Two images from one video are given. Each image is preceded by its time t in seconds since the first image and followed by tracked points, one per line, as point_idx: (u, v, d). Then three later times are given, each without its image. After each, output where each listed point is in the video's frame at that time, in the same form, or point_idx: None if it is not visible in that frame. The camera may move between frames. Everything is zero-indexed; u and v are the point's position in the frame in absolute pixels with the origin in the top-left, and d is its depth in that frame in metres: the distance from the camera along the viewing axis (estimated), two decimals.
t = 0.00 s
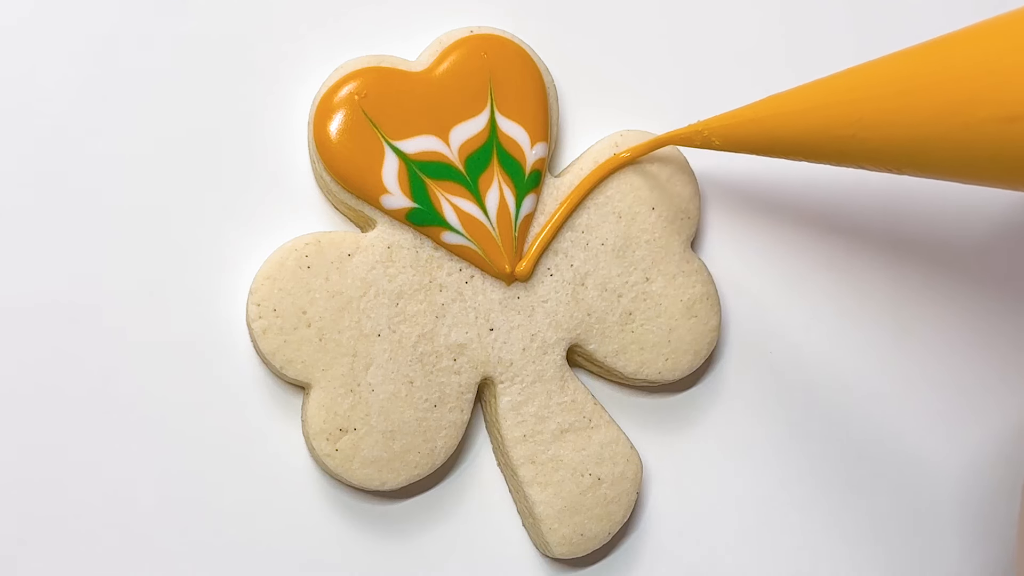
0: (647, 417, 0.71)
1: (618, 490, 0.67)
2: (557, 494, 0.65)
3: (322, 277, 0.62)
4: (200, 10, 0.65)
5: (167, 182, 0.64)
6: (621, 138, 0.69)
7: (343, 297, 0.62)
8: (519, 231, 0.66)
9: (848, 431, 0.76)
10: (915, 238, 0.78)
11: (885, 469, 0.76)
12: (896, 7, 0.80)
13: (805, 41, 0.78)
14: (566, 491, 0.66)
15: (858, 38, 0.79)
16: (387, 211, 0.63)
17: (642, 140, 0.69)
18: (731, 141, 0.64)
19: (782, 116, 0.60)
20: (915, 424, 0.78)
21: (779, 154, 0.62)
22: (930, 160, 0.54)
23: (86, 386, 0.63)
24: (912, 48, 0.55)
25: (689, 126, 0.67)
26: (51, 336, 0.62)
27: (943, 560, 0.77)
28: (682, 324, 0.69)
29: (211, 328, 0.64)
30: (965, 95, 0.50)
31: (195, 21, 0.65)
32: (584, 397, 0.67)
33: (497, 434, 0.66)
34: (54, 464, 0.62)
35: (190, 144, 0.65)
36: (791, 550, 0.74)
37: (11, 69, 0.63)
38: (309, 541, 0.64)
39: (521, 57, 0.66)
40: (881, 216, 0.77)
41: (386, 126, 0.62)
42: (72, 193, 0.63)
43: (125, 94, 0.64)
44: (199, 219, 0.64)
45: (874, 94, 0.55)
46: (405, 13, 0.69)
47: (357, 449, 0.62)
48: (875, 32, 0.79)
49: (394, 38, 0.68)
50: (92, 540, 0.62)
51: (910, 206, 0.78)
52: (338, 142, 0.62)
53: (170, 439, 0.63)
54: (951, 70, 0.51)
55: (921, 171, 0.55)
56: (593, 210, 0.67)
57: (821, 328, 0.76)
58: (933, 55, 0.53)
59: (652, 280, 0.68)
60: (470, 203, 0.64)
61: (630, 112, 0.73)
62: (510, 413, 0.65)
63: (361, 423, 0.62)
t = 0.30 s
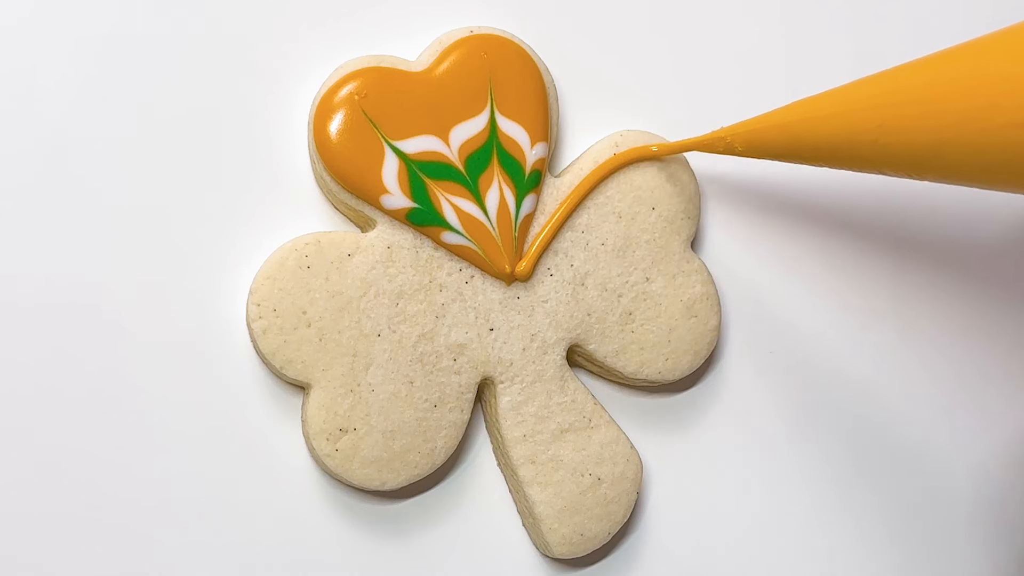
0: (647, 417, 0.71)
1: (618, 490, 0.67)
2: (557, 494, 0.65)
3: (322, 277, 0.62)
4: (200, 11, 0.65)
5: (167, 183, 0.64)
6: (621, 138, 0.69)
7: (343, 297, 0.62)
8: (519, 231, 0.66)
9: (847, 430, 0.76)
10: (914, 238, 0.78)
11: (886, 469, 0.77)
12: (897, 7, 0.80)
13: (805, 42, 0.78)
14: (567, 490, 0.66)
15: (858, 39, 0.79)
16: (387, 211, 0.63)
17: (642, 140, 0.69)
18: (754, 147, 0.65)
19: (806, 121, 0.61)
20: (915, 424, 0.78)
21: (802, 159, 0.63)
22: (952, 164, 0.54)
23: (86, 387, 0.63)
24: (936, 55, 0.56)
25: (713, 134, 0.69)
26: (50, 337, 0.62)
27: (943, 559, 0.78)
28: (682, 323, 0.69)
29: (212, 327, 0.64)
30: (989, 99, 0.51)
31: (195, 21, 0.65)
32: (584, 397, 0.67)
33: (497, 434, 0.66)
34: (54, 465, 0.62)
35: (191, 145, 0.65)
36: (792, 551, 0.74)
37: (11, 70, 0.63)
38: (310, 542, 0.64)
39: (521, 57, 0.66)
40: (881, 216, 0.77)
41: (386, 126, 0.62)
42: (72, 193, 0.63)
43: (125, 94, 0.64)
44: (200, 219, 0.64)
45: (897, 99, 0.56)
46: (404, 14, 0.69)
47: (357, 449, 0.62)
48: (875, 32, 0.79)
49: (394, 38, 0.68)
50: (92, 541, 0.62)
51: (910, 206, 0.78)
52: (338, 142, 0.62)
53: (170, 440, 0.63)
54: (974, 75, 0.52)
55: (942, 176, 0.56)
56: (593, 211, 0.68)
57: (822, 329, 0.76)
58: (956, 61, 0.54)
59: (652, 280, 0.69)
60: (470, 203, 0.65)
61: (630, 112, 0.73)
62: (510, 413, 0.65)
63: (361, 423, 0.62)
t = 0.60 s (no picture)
0: (646, 417, 0.71)
1: (619, 490, 0.67)
2: (557, 494, 0.65)
3: (322, 277, 0.62)
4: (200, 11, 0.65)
5: (167, 183, 0.64)
6: (621, 138, 0.69)
7: (343, 297, 0.62)
8: (519, 231, 0.66)
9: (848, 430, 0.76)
10: (916, 238, 0.78)
11: (886, 469, 0.77)
12: (898, 7, 0.80)
13: (806, 43, 0.78)
14: (567, 491, 0.66)
15: (858, 40, 0.79)
16: (387, 211, 0.63)
17: (642, 140, 0.69)
18: (777, 169, 0.65)
19: (828, 143, 0.62)
20: (915, 424, 0.78)
21: (825, 182, 0.63)
22: (978, 187, 0.54)
23: (87, 387, 0.63)
24: (960, 79, 0.56)
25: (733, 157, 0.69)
26: (51, 337, 0.62)
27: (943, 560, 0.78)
28: (682, 324, 0.69)
29: (212, 328, 0.64)
30: (1011, 121, 0.52)
31: (196, 22, 0.65)
32: (584, 397, 0.67)
33: (497, 434, 0.66)
34: (54, 465, 0.62)
35: (191, 145, 0.65)
36: (792, 551, 0.74)
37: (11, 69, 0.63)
38: (310, 541, 0.64)
39: (521, 57, 0.66)
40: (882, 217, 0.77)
41: (386, 126, 0.62)
42: (72, 193, 0.63)
43: (127, 95, 0.64)
44: (200, 219, 0.64)
45: (921, 123, 0.56)
46: (404, 14, 0.69)
47: (357, 449, 0.62)
48: (875, 33, 0.79)
49: (394, 38, 0.68)
50: (92, 541, 0.62)
51: (911, 207, 0.78)
52: (338, 142, 0.62)
53: (171, 440, 0.63)
54: (1001, 98, 0.52)
55: (967, 199, 0.56)
56: (593, 211, 0.67)
57: (822, 329, 0.76)
58: (981, 85, 0.54)
59: (652, 280, 0.68)
60: (470, 203, 0.64)
61: (630, 113, 0.73)
62: (510, 413, 0.65)
63: (361, 423, 0.62)
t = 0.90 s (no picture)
0: (647, 417, 0.71)
1: (619, 490, 0.67)
2: (557, 494, 0.65)
3: (322, 277, 0.62)
4: (199, 12, 0.65)
5: (167, 183, 0.64)
6: (621, 139, 0.69)
7: (343, 297, 0.62)
8: (519, 231, 0.66)
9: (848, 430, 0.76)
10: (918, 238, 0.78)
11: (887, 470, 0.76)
12: (898, 7, 0.80)
13: (806, 43, 0.78)
14: (567, 491, 0.66)
15: (858, 40, 0.79)
16: (387, 211, 0.63)
17: (642, 141, 0.69)
18: (783, 202, 0.66)
19: (830, 176, 0.62)
20: (916, 425, 0.78)
21: (830, 214, 0.63)
22: (980, 217, 0.54)
23: (87, 387, 0.63)
24: (959, 109, 0.56)
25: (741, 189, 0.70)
26: (51, 336, 0.62)
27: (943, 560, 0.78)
28: (682, 324, 0.69)
29: (212, 328, 0.64)
30: (1010, 151, 0.51)
31: (195, 22, 0.65)
32: (584, 397, 0.67)
33: (497, 434, 0.66)
34: (54, 465, 0.62)
35: (192, 145, 0.65)
36: (792, 551, 0.74)
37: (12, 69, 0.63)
38: (310, 541, 0.64)
39: (521, 57, 0.66)
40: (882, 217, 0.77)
41: (386, 126, 0.62)
42: (72, 193, 0.63)
43: (126, 95, 0.64)
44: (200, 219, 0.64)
45: (920, 153, 0.56)
46: (404, 13, 0.69)
47: (357, 449, 0.62)
48: (875, 33, 0.79)
49: (395, 38, 0.68)
50: (91, 541, 0.62)
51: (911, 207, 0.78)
52: (338, 142, 0.62)
53: (171, 439, 0.63)
54: (999, 127, 0.52)
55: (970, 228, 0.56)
56: (593, 211, 0.67)
57: (822, 329, 0.76)
58: (980, 114, 0.54)
59: (652, 280, 0.68)
60: (470, 203, 0.65)
61: (630, 113, 0.73)
62: (510, 413, 0.65)
63: (361, 423, 0.62)
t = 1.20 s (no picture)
0: (647, 417, 0.71)
1: (619, 490, 0.67)
2: (557, 494, 0.65)
3: (322, 277, 0.62)
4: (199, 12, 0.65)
5: (167, 183, 0.64)
6: (621, 139, 0.69)
7: (343, 297, 0.62)
8: (519, 231, 0.66)
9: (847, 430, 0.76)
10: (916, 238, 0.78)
11: (886, 470, 0.77)
12: (897, 7, 0.80)
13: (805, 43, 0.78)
14: (567, 490, 0.66)
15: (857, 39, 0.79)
16: (387, 211, 0.63)
17: (642, 141, 0.69)
18: (763, 241, 0.65)
19: (807, 215, 0.61)
20: (915, 425, 0.78)
21: (814, 250, 0.62)
22: (961, 249, 0.54)
23: (87, 387, 0.63)
24: (930, 142, 0.56)
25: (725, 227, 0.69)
26: (51, 336, 0.62)
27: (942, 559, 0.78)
28: (682, 324, 0.69)
29: (212, 328, 0.64)
30: (984, 186, 0.51)
31: (195, 22, 0.65)
32: (584, 397, 0.67)
33: (497, 433, 0.66)
34: (54, 465, 0.62)
35: (192, 145, 0.65)
36: (792, 550, 0.74)
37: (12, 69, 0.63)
38: (310, 541, 0.64)
39: (521, 57, 0.66)
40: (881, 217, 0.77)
41: (386, 126, 0.62)
42: (72, 193, 0.63)
43: (126, 95, 0.64)
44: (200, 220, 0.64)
45: (896, 187, 0.56)
46: (405, 13, 0.69)
47: (357, 449, 0.62)
48: (875, 32, 0.79)
49: (395, 38, 0.68)
50: (91, 540, 0.62)
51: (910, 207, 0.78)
52: (338, 142, 0.62)
53: (171, 439, 0.63)
54: (972, 158, 0.52)
55: (953, 261, 0.55)
56: (593, 211, 0.68)
57: (821, 329, 0.76)
58: (954, 145, 0.54)
59: (652, 280, 0.69)
60: (470, 203, 0.65)
61: (629, 113, 0.73)
62: (510, 413, 0.65)
63: (361, 423, 0.62)
